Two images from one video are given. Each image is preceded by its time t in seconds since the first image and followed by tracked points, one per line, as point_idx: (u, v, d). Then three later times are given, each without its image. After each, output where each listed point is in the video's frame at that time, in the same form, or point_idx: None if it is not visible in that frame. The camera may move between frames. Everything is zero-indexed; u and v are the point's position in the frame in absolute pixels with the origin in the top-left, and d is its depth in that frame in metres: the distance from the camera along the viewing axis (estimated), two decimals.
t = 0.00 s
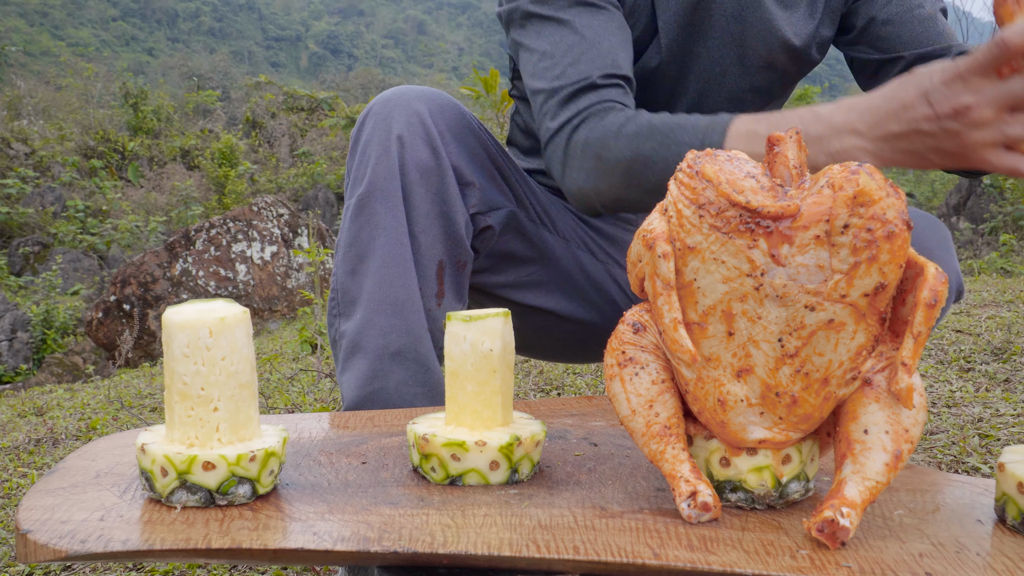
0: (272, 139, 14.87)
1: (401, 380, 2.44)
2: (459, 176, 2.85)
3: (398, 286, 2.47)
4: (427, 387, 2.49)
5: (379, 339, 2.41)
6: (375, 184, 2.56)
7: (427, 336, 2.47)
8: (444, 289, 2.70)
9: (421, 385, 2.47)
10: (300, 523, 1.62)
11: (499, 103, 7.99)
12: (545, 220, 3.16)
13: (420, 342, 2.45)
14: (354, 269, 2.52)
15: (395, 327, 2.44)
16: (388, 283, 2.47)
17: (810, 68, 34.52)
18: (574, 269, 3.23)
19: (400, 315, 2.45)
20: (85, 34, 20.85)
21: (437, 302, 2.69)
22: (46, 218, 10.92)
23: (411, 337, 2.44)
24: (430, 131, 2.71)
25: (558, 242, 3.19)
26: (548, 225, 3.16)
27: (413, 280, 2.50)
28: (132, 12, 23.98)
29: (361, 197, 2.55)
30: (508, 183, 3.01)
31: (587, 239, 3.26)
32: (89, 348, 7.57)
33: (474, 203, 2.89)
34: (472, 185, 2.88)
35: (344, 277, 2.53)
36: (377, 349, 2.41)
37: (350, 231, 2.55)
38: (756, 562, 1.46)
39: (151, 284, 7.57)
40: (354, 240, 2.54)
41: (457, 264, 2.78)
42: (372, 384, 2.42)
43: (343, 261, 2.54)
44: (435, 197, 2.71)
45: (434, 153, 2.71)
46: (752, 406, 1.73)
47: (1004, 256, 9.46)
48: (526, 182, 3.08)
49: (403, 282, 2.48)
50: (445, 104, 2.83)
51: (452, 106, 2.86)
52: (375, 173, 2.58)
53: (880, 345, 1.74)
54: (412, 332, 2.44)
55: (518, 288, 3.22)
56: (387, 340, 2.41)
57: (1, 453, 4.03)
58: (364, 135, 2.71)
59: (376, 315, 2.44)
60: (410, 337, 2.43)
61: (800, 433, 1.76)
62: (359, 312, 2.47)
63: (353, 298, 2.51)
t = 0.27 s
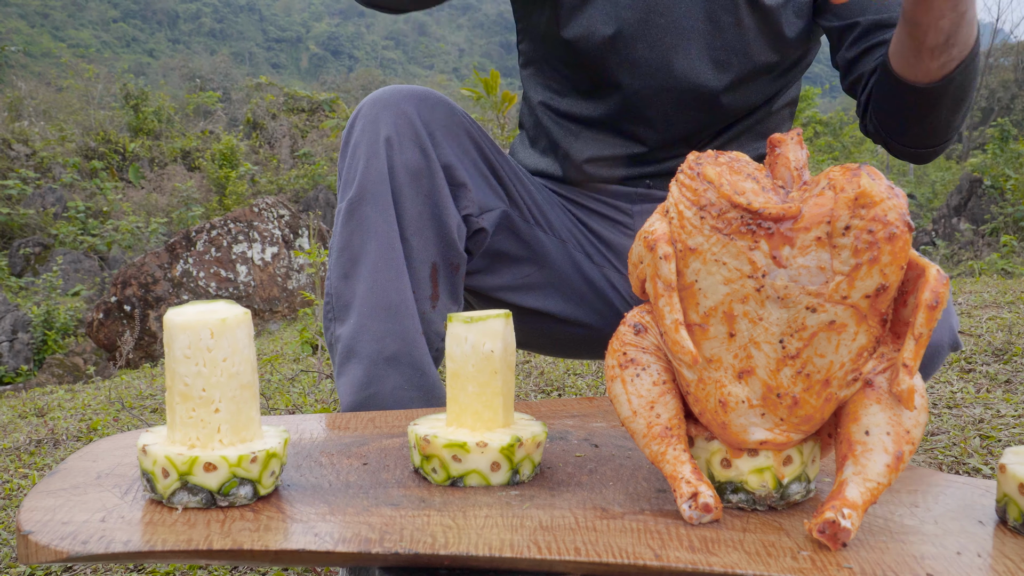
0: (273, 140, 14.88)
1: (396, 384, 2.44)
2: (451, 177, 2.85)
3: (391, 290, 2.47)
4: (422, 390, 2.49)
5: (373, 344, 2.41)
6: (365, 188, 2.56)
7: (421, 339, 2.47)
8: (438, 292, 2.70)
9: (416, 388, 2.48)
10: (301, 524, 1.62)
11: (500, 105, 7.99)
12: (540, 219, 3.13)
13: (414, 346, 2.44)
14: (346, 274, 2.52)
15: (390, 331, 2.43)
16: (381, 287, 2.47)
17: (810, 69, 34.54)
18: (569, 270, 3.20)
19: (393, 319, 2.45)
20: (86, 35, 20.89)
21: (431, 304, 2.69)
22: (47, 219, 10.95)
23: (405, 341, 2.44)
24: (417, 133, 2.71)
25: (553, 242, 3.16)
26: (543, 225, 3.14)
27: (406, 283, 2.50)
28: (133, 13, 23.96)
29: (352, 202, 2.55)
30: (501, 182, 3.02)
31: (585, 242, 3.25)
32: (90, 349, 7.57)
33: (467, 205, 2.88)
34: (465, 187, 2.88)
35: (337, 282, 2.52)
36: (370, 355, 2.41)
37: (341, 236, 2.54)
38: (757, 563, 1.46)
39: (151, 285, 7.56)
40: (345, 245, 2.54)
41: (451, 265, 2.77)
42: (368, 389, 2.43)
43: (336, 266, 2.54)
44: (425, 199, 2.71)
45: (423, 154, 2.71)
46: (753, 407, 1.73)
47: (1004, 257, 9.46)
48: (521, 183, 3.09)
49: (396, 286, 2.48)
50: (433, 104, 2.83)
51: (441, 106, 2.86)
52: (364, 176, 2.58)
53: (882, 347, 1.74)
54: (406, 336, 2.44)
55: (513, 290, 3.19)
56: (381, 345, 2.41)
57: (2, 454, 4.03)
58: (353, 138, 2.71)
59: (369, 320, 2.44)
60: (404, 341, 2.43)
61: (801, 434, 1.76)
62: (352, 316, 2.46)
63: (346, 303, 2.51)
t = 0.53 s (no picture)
0: (273, 141, 14.88)
1: (396, 385, 2.45)
2: (453, 178, 2.84)
3: (391, 291, 2.46)
4: (422, 392, 2.49)
5: (372, 346, 2.41)
6: (366, 190, 2.57)
7: (421, 341, 2.46)
8: (439, 294, 2.70)
9: (416, 390, 2.48)
10: (302, 526, 1.62)
11: (500, 105, 7.99)
12: (538, 222, 3.10)
13: (414, 347, 2.44)
14: (347, 275, 2.53)
15: (389, 333, 2.43)
16: (381, 288, 2.46)
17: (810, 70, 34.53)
18: (567, 273, 3.15)
19: (393, 321, 2.45)
20: (86, 36, 20.90)
21: (432, 306, 2.69)
22: (47, 220, 10.96)
23: (405, 343, 2.43)
24: (418, 134, 2.70)
25: (550, 244, 3.12)
26: (541, 227, 3.10)
27: (405, 284, 2.49)
28: (133, 15, 23.95)
29: (353, 203, 2.56)
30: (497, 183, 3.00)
31: (583, 244, 3.19)
32: (91, 350, 7.58)
33: (467, 206, 2.85)
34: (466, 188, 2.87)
35: (338, 284, 2.53)
36: (370, 356, 2.41)
37: (342, 237, 2.55)
38: (758, 564, 1.46)
39: (152, 286, 7.55)
40: (346, 246, 2.54)
41: (451, 267, 2.74)
42: (367, 390, 2.44)
43: (337, 267, 2.55)
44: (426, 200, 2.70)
45: (424, 155, 2.70)
46: (754, 409, 1.73)
47: (1005, 258, 9.46)
48: (521, 184, 3.07)
49: (395, 287, 2.47)
50: (435, 106, 2.83)
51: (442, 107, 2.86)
52: (365, 178, 2.59)
53: (883, 348, 1.74)
54: (406, 338, 2.44)
55: (512, 293, 3.15)
56: (380, 347, 2.41)
57: (2, 455, 4.03)
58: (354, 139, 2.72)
59: (369, 321, 2.44)
60: (403, 342, 2.42)
61: (801, 436, 1.76)
62: (352, 318, 2.47)
63: (347, 304, 2.52)
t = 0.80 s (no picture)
0: (274, 142, 14.88)
1: (392, 386, 2.51)
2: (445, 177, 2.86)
3: (385, 291, 2.50)
4: (419, 391, 2.56)
5: (368, 346, 2.47)
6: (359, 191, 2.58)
7: (417, 341, 2.52)
8: (433, 294, 2.74)
9: (412, 390, 2.54)
10: (303, 527, 1.62)
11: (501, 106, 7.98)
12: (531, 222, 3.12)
13: (409, 347, 2.50)
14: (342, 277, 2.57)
15: (384, 333, 2.49)
16: (375, 289, 2.50)
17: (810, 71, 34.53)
18: (560, 273, 3.13)
19: (388, 321, 2.49)
20: (87, 37, 20.90)
21: (428, 305, 2.74)
22: (48, 221, 10.97)
23: (401, 343, 2.49)
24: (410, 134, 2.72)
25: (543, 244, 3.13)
26: (533, 227, 3.12)
27: (400, 285, 2.53)
28: (134, 16, 23.93)
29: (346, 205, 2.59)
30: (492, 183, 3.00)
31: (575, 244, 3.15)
32: (91, 352, 7.58)
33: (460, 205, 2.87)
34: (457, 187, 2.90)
35: (334, 285, 2.58)
36: (367, 356, 2.48)
37: (337, 239, 2.59)
38: (759, 566, 1.46)
39: (153, 287, 7.53)
40: (341, 248, 2.58)
41: (447, 267, 2.77)
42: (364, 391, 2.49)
43: (332, 269, 2.60)
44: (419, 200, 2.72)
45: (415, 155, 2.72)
46: (754, 410, 1.73)
47: (1005, 259, 9.45)
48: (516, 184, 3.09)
49: (390, 287, 2.51)
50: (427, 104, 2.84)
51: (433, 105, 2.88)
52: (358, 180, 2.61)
53: (884, 349, 1.74)
54: (401, 337, 2.49)
55: (506, 294, 3.16)
56: (376, 347, 2.47)
57: (3, 457, 4.02)
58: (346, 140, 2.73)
59: (364, 322, 2.49)
60: (398, 342, 2.48)
61: (802, 437, 1.76)
62: (348, 319, 2.52)
63: (343, 305, 2.57)
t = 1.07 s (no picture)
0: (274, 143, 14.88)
1: (388, 387, 2.59)
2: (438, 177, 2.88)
3: (379, 292, 2.55)
4: (415, 391, 2.63)
5: (363, 348, 2.55)
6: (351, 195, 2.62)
7: (411, 341, 2.59)
8: (428, 294, 2.76)
9: (408, 390, 2.62)
10: (303, 528, 1.62)
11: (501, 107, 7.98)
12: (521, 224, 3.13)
13: (404, 348, 2.57)
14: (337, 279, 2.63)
15: (379, 333, 2.56)
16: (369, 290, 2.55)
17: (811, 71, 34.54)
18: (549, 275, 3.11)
19: (383, 322, 2.55)
20: (88, 38, 20.91)
21: (422, 306, 2.77)
22: (48, 222, 10.97)
23: (395, 343, 2.56)
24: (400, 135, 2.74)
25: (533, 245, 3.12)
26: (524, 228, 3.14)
27: (394, 285, 2.57)
28: (135, 17, 23.90)
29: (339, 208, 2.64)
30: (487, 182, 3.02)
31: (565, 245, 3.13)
32: (92, 353, 7.58)
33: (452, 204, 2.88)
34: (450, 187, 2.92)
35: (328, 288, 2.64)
36: (363, 358, 2.56)
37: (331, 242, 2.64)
38: (759, 566, 1.46)
39: (153, 288, 7.51)
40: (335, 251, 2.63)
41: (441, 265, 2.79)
42: (361, 392, 2.57)
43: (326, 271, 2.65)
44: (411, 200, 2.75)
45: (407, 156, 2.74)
46: (755, 411, 1.73)
47: (1005, 259, 9.45)
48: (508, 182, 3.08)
49: (384, 288, 2.56)
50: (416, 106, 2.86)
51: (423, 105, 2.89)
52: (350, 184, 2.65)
53: (884, 350, 1.73)
54: (395, 338, 2.56)
55: (496, 295, 3.15)
56: (371, 348, 2.55)
57: (3, 458, 4.02)
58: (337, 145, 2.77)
59: (359, 323, 2.55)
60: (393, 343, 2.55)
61: (803, 438, 1.76)
62: (343, 321, 2.59)
63: (337, 308, 2.63)
